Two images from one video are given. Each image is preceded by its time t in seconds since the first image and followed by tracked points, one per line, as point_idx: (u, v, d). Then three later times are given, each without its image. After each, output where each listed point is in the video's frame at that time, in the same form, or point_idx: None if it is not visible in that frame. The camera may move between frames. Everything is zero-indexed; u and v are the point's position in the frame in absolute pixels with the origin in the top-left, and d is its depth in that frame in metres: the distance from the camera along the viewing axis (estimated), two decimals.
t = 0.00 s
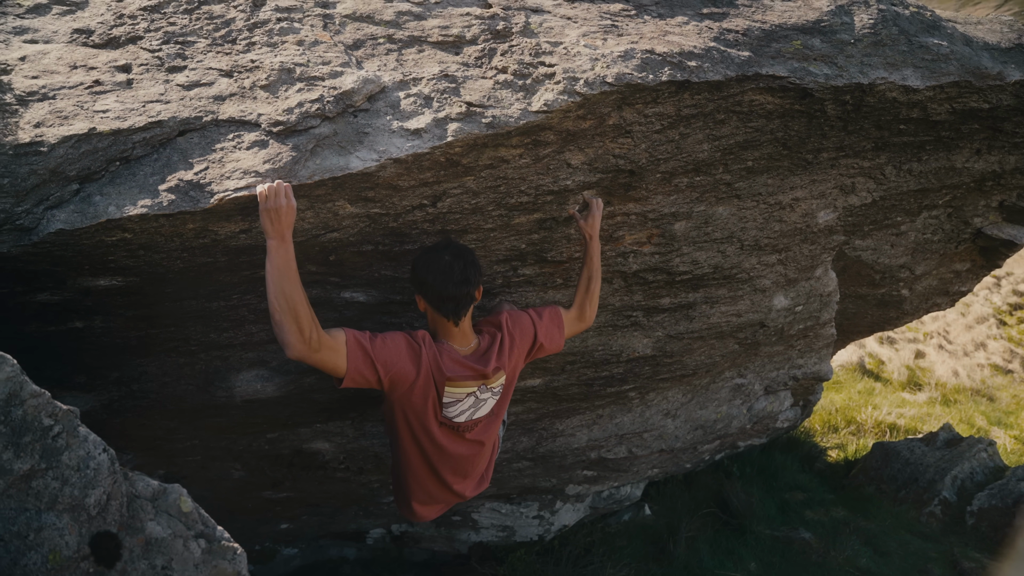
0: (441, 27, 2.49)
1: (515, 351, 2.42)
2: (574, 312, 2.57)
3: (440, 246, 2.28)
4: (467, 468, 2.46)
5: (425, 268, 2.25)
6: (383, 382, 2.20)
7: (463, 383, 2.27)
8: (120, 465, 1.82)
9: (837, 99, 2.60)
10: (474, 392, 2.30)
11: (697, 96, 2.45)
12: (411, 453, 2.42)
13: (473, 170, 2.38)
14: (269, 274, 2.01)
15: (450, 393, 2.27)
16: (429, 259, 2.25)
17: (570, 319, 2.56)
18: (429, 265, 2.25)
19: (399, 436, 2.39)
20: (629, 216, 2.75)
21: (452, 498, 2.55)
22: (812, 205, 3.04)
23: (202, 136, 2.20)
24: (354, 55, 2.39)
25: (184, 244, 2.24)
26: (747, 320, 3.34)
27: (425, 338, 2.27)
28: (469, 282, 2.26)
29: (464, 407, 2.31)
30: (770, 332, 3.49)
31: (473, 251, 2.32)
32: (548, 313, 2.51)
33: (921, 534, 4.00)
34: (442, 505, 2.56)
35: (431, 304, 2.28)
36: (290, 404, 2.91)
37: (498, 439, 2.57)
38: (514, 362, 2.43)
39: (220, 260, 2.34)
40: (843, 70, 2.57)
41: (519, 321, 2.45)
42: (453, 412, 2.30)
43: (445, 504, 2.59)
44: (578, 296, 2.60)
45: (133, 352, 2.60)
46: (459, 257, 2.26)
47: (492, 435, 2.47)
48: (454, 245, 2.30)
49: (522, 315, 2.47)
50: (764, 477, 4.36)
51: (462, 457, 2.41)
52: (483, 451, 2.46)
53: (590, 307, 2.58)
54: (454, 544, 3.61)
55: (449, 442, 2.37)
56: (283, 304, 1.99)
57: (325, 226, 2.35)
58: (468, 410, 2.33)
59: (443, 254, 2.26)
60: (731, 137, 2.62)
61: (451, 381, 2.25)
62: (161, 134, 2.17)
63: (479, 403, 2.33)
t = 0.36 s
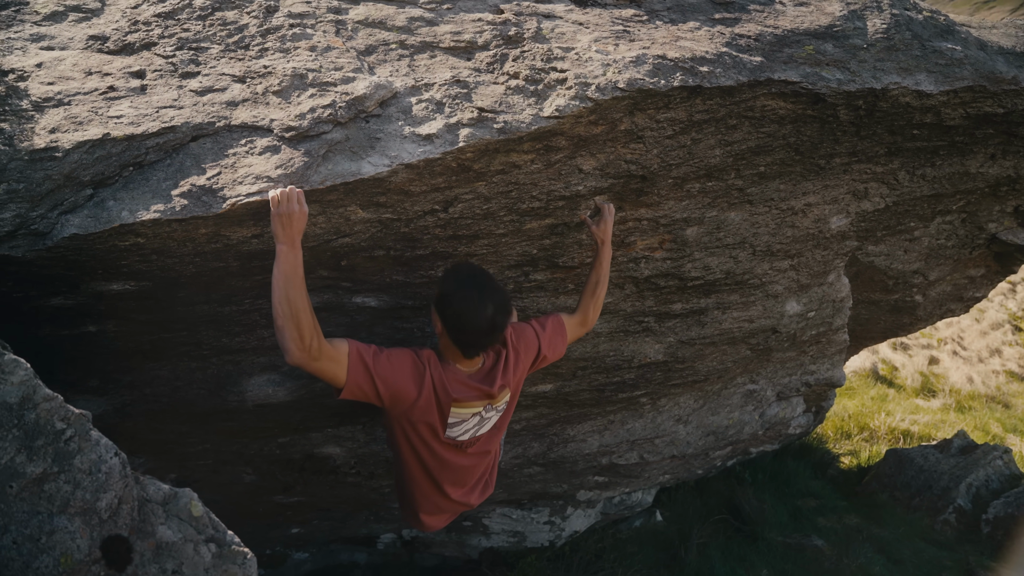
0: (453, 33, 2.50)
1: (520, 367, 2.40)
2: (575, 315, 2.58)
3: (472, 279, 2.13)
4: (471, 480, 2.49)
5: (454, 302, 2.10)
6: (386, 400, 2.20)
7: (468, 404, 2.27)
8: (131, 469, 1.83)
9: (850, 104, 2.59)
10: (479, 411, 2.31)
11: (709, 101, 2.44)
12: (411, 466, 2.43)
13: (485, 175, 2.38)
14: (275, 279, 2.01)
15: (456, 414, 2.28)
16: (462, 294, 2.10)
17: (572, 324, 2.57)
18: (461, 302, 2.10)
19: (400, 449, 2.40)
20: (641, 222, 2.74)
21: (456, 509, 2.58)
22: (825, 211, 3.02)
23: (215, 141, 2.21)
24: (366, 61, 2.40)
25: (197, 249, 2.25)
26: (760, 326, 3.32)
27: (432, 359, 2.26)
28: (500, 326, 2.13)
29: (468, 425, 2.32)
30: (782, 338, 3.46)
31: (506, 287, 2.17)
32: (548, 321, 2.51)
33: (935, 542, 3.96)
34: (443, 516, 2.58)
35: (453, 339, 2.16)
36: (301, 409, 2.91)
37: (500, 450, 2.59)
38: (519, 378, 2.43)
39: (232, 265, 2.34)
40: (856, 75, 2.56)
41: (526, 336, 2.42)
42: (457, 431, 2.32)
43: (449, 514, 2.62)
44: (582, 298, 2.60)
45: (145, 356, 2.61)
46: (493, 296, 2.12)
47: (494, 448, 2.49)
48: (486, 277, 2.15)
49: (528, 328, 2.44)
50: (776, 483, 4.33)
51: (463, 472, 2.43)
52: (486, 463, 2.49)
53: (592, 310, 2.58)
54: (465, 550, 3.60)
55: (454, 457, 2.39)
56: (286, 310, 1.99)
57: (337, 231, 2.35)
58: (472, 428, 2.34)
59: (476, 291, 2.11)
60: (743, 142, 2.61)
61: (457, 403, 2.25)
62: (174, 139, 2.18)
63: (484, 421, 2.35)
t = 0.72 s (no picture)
0: (463, 36, 2.50)
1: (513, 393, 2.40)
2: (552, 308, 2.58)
3: (485, 347, 2.10)
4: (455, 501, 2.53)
5: (463, 370, 2.09)
6: (378, 421, 2.22)
7: (462, 435, 2.30)
8: (141, 471, 1.83)
9: (861, 107, 2.58)
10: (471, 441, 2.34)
11: (719, 104, 2.43)
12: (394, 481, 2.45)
13: (494, 179, 2.38)
14: (281, 281, 2.02)
15: (449, 444, 2.31)
16: (476, 368, 2.08)
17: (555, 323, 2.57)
18: (472, 373, 2.08)
19: (385, 465, 2.42)
20: (650, 225, 2.73)
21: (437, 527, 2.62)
22: (835, 214, 3.00)
23: (225, 145, 2.22)
24: (376, 64, 2.40)
25: (207, 252, 2.25)
26: (770, 330, 3.30)
27: (428, 390, 2.24)
28: (503, 393, 2.16)
29: (458, 452, 2.36)
30: (793, 342, 3.45)
31: (513, 353, 2.17)
32: (532, 328, 2.49)
33: (948, 548, 3.91)
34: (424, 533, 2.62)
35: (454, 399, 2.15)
36: (311, 412, 2.91)
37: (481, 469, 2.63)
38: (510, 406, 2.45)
39: (242, 267, 2.35)
40: (867, 77, 2.54)
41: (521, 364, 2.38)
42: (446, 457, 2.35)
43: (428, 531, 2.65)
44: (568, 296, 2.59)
45: (155, 359, 2.62)
46: (503, 367, 2.13)
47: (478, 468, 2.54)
48: (498, 345, 2.13)
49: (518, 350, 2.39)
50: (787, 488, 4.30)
51: (446, 492, 2.46)
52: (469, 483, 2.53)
53: (575, 306, 2.57)
54: (473, 554, 3.60)
55: (441, 482, 2.41)
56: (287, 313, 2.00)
57: (346, 234, 2.35)
58: (461, 453, 2.38)
59: (488, 362, 2.10)
60: (754, 145, 2.60)
61: (452, 435, 2.27)
62: (185, 142, 2.19)
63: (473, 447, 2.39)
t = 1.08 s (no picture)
0: (469, 40, 2.51)
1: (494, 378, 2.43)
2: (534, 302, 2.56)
3: (470, 328, 2.11)
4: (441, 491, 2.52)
5: (448, 351, 2.09)
6: (366, 410, 2.21)
7: (448, 420, 2.32)
8: (150, 472, 1.84)
9: (867, 109, 2.58)
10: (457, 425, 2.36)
11: (725, 106, 2.44)
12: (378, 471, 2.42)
13: (500, 181, 2.38)
14: (277, 279, 2.02)
15: (435, 428, 2.32)
16: (461, 350, 2.09)
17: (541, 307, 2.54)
18: (456, 354, 2.09)
19: (370, 452, 2.39)
20: (656, 227, 2.73)
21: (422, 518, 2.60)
22: (841, 216, 3.00)
23: (232, 148, 2.23)
24: (381, 67, 2.41)
25: (214, 254, 2.26)
26: (775, 332, 3.30)
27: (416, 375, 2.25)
28: (487, 375, 2.16)
29: (444, 437, 2.37)
30: (798, 345, 3.44)
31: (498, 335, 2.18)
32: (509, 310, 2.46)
33: (956, 552, 3.91)
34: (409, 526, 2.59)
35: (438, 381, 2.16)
36: (317, 413, 2.92)
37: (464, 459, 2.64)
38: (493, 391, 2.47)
39: (249, 270, 2.35)
40: (873, 79, 2.54)
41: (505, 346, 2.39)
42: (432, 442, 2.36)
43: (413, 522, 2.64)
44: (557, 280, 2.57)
45: (162, 360, 2.63)
46: (487, 349, 2.13)
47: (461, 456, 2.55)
48: (483, 327, 2.14)
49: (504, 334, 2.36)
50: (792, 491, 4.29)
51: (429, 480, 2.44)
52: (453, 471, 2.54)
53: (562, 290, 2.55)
54: (479, 556, 3.61)
55: (426, 469, 2.41)
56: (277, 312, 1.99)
57: (353, 237, 2.35)
58: (446, 439, 2.39)
59: (472, 344, 2.11)
60: (759, 148, 2.60)
61: (439, 419, 2.29)
62: (193, 145, 2.20)
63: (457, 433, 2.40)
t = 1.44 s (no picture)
0: (477, 43, 2.52)
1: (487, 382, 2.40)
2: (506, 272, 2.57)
3: (459, 325, 2.08)
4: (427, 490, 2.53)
5: (435, 345, 2.07)
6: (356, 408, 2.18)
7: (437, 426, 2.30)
8: (161, 474, 1.85)
9: (875, 111, 2.58)
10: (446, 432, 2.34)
11: (733, 109, 2.44)
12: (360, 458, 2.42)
13: (509, 184, 2.38)
14: (276, 277, 2.05)
15: (423, 434, 2.30)
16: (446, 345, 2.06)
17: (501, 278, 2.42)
18: (442, 350, 2.06)
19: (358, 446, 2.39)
20: (664, 230, 2.72)
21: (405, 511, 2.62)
22: (849, 219, 2.99)
23: (242, 151, 2.24)
24: (391, 70, 2.42)
25: (224, 257, 2.27)
26: (783, 335, 3.29)
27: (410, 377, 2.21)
28: (473, 376, 2.13)
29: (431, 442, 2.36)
30: (806, 347, 3.43)
31: (489, 336, 2.14)
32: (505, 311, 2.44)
33: (965, 556, 3.90)
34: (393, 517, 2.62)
35: (425, 375, 2.14)
36: (325, 416, 2.93)
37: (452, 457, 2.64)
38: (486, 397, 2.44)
39: (258, 272, 2.35)
40: (881, 82, 2.55)
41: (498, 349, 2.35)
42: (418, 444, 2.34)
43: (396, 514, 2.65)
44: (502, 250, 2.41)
45: (172, 362, 2.64)
46: (474, 348, 2.10)
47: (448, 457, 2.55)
48: (473, 324, 2.10)
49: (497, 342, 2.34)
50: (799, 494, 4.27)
51: (412, 475, 2.43)
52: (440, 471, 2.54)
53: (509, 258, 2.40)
54: (486, 558, 3.62)
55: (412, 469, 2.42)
56: (271, 309, 2.01)
57: (362, 239, 2.36)
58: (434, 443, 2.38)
59: (459, 341, 2.08)
60: (767, 150, 2.60)
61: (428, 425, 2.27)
62: (203, 148, 2.21)
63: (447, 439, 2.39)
